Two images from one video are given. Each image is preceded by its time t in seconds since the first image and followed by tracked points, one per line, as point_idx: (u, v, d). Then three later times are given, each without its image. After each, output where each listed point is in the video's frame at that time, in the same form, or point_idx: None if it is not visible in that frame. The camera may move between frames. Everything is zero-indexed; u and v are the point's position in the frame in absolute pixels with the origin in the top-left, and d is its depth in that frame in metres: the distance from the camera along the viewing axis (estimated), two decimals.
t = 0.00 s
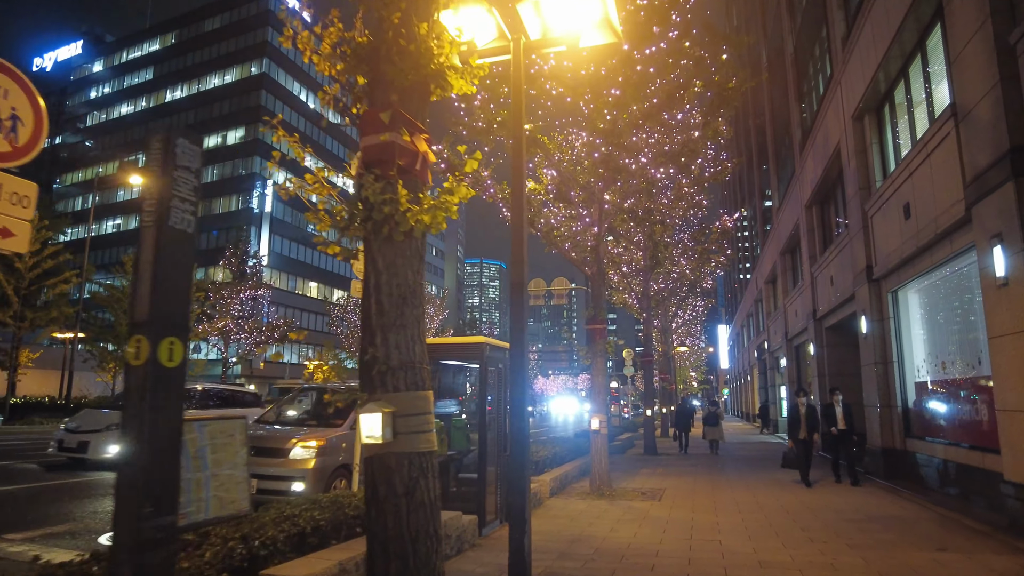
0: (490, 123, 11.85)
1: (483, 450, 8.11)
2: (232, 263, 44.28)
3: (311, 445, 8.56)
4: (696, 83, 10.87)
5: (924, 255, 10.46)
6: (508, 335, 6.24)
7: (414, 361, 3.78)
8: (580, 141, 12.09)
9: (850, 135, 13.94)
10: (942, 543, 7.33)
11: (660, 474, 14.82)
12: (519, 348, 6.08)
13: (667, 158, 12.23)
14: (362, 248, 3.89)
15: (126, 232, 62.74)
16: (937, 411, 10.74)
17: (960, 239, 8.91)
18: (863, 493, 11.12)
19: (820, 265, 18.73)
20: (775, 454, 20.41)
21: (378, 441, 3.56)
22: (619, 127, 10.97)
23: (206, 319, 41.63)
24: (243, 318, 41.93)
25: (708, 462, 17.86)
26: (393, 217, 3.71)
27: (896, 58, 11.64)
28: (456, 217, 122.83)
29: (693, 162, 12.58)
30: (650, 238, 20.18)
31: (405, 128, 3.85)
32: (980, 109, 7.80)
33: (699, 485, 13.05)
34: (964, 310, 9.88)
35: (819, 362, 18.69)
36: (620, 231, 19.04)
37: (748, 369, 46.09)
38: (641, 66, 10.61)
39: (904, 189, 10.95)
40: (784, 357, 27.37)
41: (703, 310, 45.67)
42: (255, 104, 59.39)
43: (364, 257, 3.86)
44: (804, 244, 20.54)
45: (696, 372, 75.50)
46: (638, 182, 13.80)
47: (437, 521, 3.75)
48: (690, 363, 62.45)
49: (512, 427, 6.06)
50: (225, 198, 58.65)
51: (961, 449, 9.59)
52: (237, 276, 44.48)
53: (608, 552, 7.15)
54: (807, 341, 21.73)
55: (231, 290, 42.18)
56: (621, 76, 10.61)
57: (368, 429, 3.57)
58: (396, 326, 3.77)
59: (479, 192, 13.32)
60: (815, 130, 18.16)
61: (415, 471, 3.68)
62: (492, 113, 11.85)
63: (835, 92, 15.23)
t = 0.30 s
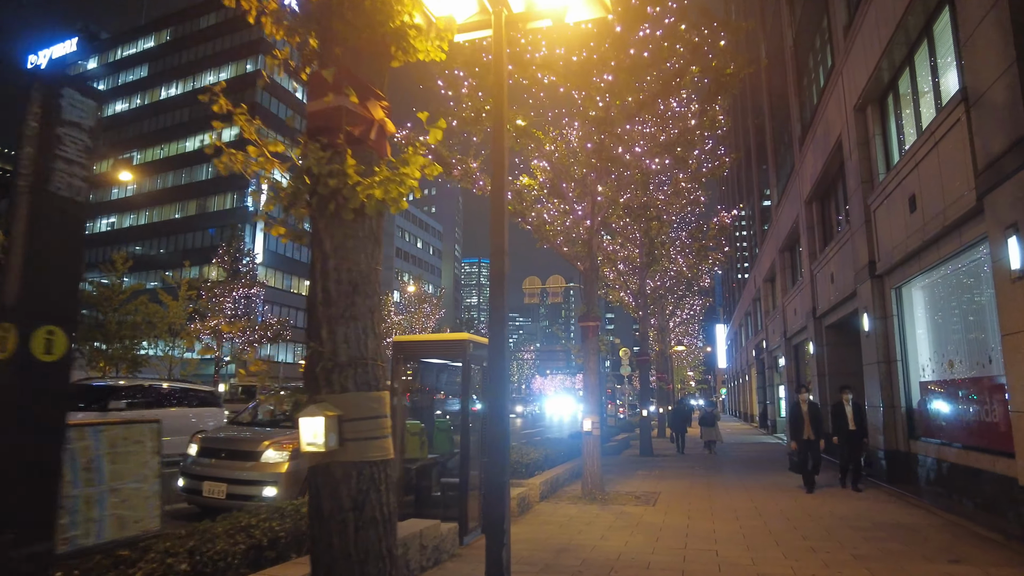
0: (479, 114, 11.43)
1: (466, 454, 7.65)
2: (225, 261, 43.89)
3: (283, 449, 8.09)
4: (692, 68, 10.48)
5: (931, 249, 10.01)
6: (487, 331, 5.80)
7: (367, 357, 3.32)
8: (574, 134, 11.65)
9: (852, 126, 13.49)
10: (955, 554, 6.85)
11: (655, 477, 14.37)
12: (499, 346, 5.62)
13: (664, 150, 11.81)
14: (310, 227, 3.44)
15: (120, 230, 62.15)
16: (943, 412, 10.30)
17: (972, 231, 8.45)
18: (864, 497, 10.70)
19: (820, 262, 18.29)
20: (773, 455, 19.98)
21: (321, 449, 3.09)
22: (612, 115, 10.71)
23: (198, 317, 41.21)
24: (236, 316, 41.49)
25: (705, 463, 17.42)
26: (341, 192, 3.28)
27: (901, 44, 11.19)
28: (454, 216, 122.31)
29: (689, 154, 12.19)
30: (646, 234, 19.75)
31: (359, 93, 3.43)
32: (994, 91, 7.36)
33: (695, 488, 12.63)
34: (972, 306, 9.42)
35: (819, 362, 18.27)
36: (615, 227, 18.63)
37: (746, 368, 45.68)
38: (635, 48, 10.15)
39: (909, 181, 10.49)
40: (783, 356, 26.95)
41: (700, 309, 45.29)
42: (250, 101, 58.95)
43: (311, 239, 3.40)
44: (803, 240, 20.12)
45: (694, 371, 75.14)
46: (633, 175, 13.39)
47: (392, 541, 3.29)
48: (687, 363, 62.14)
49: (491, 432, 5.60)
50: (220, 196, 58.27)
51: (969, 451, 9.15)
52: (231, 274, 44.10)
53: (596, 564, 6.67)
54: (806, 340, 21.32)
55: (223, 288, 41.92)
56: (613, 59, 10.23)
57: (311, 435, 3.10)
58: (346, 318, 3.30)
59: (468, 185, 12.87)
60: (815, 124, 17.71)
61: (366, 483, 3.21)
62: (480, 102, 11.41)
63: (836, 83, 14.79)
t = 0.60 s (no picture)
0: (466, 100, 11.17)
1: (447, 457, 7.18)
2: (215, 259, 43.40)
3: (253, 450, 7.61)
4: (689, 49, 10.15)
5: (937, 240, 9.57)
6: (464, 324, 5.32)
7: (308, 346, 2.83)
8: (567, 126, 11.52)
9: (853, 116, 13.06)
10: (966, 564, 6.41)
11: (650, 478, 13.95)
12: (476, 339, 5.17)
13: (658, 140, 11.39)
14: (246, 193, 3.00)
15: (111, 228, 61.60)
16: (949, 411, 9.85)
17: (984, 222, 8.01)
18: (867, 501, 10.29)
19: (819, 258, 17.87)
20: (771, 455, 19.60)
21: (250, 455, 2.60)
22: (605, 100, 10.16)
23: (187, 316, 40.70)
24: (226, 315, 41.00)
25: (700, 463, 17.02)
26: (277, 151, 2.82)
27: (906, 29, 10.74)
28: (449, 215, 121.72)
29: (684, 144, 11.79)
30: (640, 230, 19.34)
31: (301, 43, 2.99)
32: (1009, 71, 6.92)
33: (690, 490, 12.24)
34: (982, 301, 8.97)
35: (818, 360, 17.86)
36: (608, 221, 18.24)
37: (743, 367, 45.32)
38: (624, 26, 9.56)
39: (915, 170, 10.05)
40: (780, 356, 26.56)
41: (696, 307, 44.99)
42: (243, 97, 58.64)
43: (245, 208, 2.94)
44: (802, 236, 19.72)
45: (690, 371, 74.82)
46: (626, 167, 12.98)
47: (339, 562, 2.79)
48: (683, 362, 61.89)
49: (468, 435, 5.12)
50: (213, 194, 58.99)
51: (977, 453, 8.73)
52: (221, 272, 43.60)
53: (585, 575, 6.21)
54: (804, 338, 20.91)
55: (214, 286, 41.42)
56: (605, 40, 9.71)
57: (238, 439, 2.61)
58: (283, 301, 2.81)
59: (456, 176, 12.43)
60: (814, 116, 17.30)
61: (303, 498, 2.71)
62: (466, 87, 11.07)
63: (836, 72, 14.36)
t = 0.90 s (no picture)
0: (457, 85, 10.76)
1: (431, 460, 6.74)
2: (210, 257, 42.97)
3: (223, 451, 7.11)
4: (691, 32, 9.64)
5: (950, 232, 9.11)
6: (444, 315, 4.88)
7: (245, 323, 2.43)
8: (563, 121, 11.09)
9: (859, 106, 12.62)
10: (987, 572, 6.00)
11: (649, 480, 13.50)
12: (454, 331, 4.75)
13: (657, 127, 10.92)
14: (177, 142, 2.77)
15: (107, 225, 61.34)
16: (962, 412, 9.38)
17: (1001, 210, 7.59)
18: (875, 505, 9.83)
19: (821, 254, 17.43)
20: (773, 456, 19.17)
21: (164, 457, 2.17)
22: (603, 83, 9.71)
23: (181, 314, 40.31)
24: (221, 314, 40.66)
25: (700, 464, 16.59)
26: (205, 97, 2.48)
27: (916, 13, 10.29)
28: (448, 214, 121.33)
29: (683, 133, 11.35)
30: (638, 226, 18.91)
31: None
32: None
33: (690, 493, 11.78)
34: (998, 295, 8.52)
35: (820, 359, 17.49)
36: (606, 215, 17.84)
37: (743, 367, 44.98)
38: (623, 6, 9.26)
39: (926, 158, 9.60)
40: (782, 355, 26.19)
41: (695, 307, 44.66)
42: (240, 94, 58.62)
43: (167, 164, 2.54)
44: (804, 232, 19.30)
45: (690, 371, 74.47)
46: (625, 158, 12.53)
47: None
48: (682, 362, 61.58)
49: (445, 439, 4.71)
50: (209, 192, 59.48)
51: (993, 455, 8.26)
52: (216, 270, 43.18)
53: None
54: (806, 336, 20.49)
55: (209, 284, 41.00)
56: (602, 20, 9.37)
57: (152, 437, 2.18)
58: (212, 271, 2.40)
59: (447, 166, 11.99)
60: (817, 109, 16.85)
61: (234, 509, 2.27)
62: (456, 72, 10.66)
63: (841, 61, 13.89)
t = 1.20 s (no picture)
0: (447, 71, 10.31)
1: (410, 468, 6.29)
2: (204, 256, 42.37)
3: (187, 456, 6.67)
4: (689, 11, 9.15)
5: (962, 226, 8.66)
6: (413, 313, 4.49)
7: (127, 315, 2.46)
8: (557, 107, 10.75)
9: (865, 96, 12.17)
10: None
11: (646, 485, 13.00)
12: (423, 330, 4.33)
13: (654, 116, 10.46)
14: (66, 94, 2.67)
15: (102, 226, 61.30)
16: (971, 415, 8.96)
17: (1019, 200, 7.15)
18: (883, 513, 9.38)
19: (824, 251, 16.98)
20: (774, 459, 18.70)
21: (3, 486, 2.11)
22: (595, 66, 9.28)
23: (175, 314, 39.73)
24: (216, 314, 40.09)
25: (700, 468, 16.11)
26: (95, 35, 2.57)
27: None
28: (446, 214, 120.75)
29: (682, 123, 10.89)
30: (637, 222, 18.41)
31: None
32: None
33: (689, 500, 11.30)
34: (1013, 292, 8.09)
35: (823, 359, 17.07)
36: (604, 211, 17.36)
37: (742, 367, 44.52)
38: None
39: (938, 148, 9.15)
40: (782, 355, 25.74)
41: (694, 306, 44.20)
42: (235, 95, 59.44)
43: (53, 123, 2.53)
44: (806, 228, 18.84)
45: (689, 371, 73.99)
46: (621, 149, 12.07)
47: None
48: (681, 362, 61.01)
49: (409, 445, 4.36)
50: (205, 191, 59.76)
51: (1009, 462, 7.81)
52: (210, 269, 42.61)
53: None
54: (807, 335, 20.03)
55: (203, 284, 40.42)
56: None
57: None
58: (86, 253, 2.41)
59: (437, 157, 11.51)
60: (820, 102, 16.36)
61: (100, 550, 2.27)
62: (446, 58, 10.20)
63: (847, 50, 13.41)
